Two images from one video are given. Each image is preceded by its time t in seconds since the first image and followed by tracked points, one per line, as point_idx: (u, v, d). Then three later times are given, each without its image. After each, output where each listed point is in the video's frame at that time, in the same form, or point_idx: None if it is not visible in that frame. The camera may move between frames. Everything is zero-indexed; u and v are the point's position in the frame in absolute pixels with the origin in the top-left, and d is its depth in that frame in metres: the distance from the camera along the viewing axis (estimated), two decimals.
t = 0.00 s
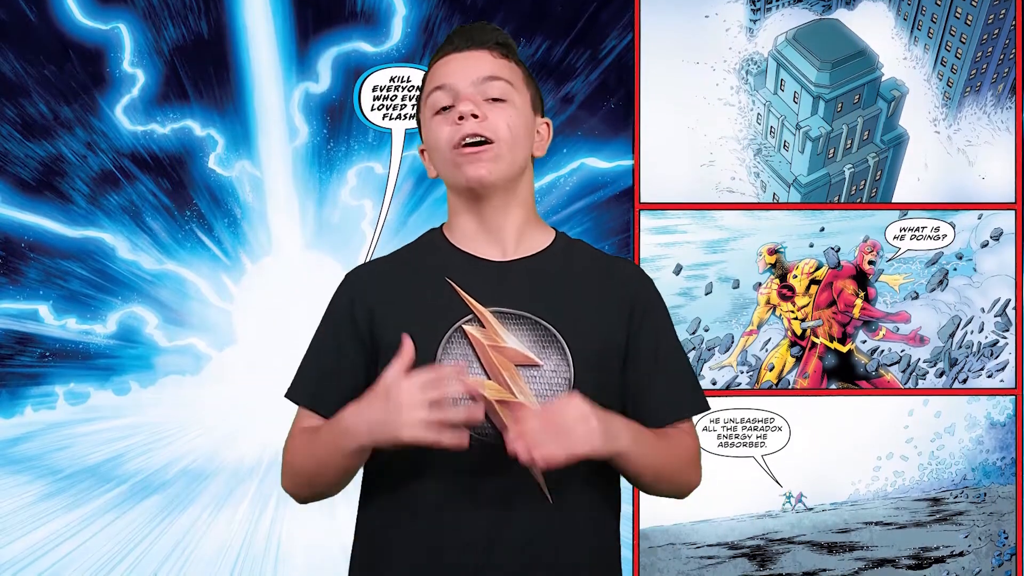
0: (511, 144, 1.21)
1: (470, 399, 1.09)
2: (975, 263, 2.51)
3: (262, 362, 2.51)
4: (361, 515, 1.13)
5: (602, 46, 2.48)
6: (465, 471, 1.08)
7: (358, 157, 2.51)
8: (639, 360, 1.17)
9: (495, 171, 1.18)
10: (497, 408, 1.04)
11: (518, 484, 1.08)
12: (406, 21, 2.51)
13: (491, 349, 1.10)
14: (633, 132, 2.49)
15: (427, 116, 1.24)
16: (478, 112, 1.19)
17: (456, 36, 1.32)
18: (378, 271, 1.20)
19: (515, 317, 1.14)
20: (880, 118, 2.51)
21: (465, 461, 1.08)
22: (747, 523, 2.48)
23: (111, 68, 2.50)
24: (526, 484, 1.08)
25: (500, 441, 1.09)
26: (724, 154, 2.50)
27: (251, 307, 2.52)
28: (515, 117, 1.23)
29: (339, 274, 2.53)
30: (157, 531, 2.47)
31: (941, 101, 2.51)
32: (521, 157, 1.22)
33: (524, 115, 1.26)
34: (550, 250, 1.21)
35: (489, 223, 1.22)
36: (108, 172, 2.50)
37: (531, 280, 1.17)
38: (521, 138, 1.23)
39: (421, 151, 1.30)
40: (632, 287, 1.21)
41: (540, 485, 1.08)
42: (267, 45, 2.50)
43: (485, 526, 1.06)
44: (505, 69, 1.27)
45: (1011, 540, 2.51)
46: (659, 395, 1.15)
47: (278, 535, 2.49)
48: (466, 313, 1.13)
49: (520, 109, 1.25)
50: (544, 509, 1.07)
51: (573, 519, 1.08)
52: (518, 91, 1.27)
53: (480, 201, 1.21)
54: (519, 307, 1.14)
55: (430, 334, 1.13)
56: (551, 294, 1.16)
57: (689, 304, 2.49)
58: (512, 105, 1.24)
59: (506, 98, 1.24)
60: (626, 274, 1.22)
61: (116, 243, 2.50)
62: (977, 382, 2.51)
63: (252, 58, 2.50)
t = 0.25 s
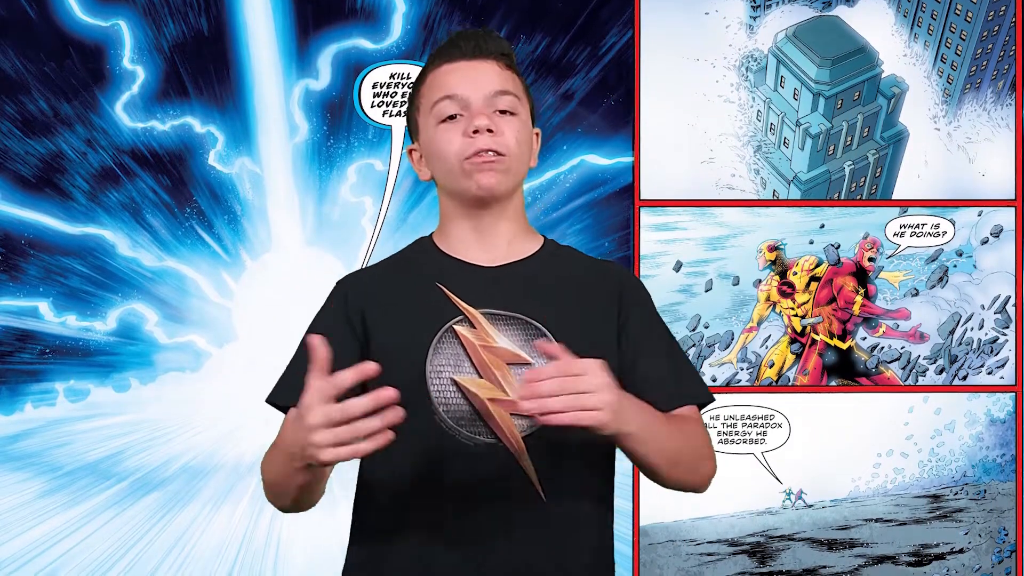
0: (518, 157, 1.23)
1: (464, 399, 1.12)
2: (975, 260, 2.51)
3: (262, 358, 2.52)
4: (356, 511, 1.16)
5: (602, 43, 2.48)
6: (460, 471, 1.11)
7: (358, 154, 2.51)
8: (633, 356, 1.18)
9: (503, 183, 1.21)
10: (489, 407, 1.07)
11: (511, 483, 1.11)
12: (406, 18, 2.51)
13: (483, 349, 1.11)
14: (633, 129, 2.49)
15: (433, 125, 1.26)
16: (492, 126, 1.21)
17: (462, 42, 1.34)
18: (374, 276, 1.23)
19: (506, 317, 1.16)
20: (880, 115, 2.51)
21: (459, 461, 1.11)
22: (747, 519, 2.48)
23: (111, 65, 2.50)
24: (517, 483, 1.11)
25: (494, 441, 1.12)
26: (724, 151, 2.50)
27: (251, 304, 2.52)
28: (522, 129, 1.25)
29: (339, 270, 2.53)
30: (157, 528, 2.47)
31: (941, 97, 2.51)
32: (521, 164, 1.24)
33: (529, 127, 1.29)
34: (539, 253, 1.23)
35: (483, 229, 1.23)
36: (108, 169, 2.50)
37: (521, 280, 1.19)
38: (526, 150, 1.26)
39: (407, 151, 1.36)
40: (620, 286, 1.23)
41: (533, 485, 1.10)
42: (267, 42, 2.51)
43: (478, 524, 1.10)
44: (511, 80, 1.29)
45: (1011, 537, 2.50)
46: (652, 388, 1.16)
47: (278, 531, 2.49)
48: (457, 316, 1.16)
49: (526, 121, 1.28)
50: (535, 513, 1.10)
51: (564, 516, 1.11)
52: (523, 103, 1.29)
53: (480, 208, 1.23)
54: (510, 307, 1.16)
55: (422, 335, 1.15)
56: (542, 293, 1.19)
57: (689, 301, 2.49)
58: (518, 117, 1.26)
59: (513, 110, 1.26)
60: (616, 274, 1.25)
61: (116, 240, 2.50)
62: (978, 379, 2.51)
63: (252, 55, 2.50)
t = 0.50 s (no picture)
0: (508, 156, 1.20)
1: (455, 402, 1.12)
2: (975, 257, 2.51)
3: (262, 355, 2.52)
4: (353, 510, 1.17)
5: (602, 39, 2.48)
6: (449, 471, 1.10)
7: (358, 151, 2.51)
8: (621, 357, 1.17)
9: (493, 181, 1.18)
10: (482, 411, 1.11)
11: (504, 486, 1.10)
12: (406, 15, 2.52)
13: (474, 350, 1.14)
14: (633, 126, 2.49)
15: (421, 120, 1.21)
16: (483, 127, 1.17)
17: (452, 35, 1.29)
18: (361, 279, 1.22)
19: (495, 318, 1.16)
20: (880, 112, 2.50)
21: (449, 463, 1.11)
22: (748, 516, 2.48)
23: (111, 62, 2.50)
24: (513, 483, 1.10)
25: (487, 445, 1.11)
26: (724, 148, 2.50)
27: (251, 301, 2.52)
28: (511, 127, 1.21)
29: (338, 267, 2.53)
30: (157, 525, 2.47)
31: (941, 94, 2.50)
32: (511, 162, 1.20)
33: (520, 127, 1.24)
34: (529, 250, 1.22)
35: (471, 226, 1.21)
36: (107, 166, 2.49)
37: (508, 281, 1.19)
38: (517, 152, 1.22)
39: (395, 143, 1.31)
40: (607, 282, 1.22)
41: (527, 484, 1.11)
42: (267, 39, 2.51)
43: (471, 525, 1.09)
44: (502, 76, 1.24)
45: (1012, 533, 2.50)
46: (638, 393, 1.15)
47: (279, 527, 2.49)
48: (447, 318, 1.16)
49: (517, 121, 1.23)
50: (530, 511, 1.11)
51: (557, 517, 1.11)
52: (514, 100, 1.24)
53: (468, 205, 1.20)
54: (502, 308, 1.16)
55: (413, 338, 1.15)
56: (530, 293, 1.18)
57: (689, 298, 2.49)
58: (508, 114, 1.22)
59: (504, 107, 1.22)
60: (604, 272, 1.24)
61: (115, 236, 2.50)
62: (977, 375, 2.51)
63: (252, 52, 2.50)
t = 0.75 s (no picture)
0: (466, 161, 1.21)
1: (443, 403, 1.16)
2: (975, 253, 2.51)
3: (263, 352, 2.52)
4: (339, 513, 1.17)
5: (602, 36, 2.48)
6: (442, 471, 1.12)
7: (358, 148, 2.51)
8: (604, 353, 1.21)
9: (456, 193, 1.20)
10: (469, 411, 1.14)
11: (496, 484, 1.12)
12: (407, 13, 2.52)
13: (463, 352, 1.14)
14: (633, 123, 2.49)
15: (377, 133, 1.21)
16: (428, 138, 1.18)
17: (396, 41, 1.27)
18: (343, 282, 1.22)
19: (484, 318, 1.19)
20: (880, 108, 2.50)
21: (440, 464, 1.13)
22: (748, 513, 2.48)
23: (111, 58, 2.50)
24: (506, 482, 1.13)
25: (476, 447, 1.13)
26: (724, 145, 2.50)
27: (251, 298, 2.52)
28: (466, 131, 1.22)
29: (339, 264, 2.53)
30: (157, 522, 2.47)
31: (941, 91, 2.50)
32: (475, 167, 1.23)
33: (475, 127, 1.25)
34: (511, 250, 1.25)
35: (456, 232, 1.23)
36: (108, 163, 2.49)
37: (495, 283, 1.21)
38: (474, 153, 1.23)
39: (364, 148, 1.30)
40: (595, 282, 1.24)
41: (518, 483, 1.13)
42: (267, 36, 2.51)
43: (468, 526, 1.11)
44: (451, 76, 1.24)
45: (1012, 530, 2.50)
46: (621, 388, 1.19)
47: (279, 524, 2.49)
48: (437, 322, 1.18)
49: (472, 123, 1.24)
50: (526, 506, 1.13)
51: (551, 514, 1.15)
52: (466, 99, 1.25)
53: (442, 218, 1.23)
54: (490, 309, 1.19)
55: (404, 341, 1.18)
56: (518, 293, 1.20)
57: (689, 295, 2.49)
58: (461, 117, 1.23)
59: (455, 110, 1.22)
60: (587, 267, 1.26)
61: (116, 233, 2.50)
62: (977, 372, 2.51)
63: (252, 49, 2.50)
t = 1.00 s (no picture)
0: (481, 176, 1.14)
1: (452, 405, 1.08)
2: (975, 250, 2.51)
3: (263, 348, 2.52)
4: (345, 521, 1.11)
5: (602, 33, 2.48)
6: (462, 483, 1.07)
7: (358, 145, 2.51)
8: (601, 353, 1.16)
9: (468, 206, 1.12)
10: (477, 413, 1.07)
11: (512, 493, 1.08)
12: (407, 10, 2.52)
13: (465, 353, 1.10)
14: (633, 120, 2.49)
15: (386, 143, 1.12)
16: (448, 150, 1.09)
17: (405, 42, 1.15)
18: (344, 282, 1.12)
19: (485, 318, 1.11)
20: (880, 105, 2.50)
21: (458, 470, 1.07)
22: (748, 510, 2.48)
23: (111, 55, 2.50)
24: (513, 489, 1.08)
25: (482, 447, 1.07)
26: (724, 141, 2.50)
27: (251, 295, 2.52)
28: (481, 143, 1.14)
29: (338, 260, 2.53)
30: (157, 519, 2.47)
31: (941, 88, 2.50)
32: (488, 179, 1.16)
33: (488, 136, 1.16)
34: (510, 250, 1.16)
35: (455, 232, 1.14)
36: (108, 160, 2.50)
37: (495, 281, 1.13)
38: (486, 164, 1.15)
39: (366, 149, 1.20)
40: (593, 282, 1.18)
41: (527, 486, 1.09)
42: (267, 33, 2.51)
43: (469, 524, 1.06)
44: (466, 87, 1.14)
45: (1011, 527, 2.50)
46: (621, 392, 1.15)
47: (279, 521, 2.49)
48: (439, 320, 1.11)
49: (484, 132, 1.15)
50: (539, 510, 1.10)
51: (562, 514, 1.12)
52: (481, 110, 1.15)
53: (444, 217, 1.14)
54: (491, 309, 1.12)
55: (407, 335, 1.10)
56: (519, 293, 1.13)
57: (689, 292, 2.49)
58: (475, 127, 1.14)
59: (470, 120, 1.13)
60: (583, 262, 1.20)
61: (115, 230, 2.50)
62: (977, 369, 2.51)
63: (252, 46, 2.50)
